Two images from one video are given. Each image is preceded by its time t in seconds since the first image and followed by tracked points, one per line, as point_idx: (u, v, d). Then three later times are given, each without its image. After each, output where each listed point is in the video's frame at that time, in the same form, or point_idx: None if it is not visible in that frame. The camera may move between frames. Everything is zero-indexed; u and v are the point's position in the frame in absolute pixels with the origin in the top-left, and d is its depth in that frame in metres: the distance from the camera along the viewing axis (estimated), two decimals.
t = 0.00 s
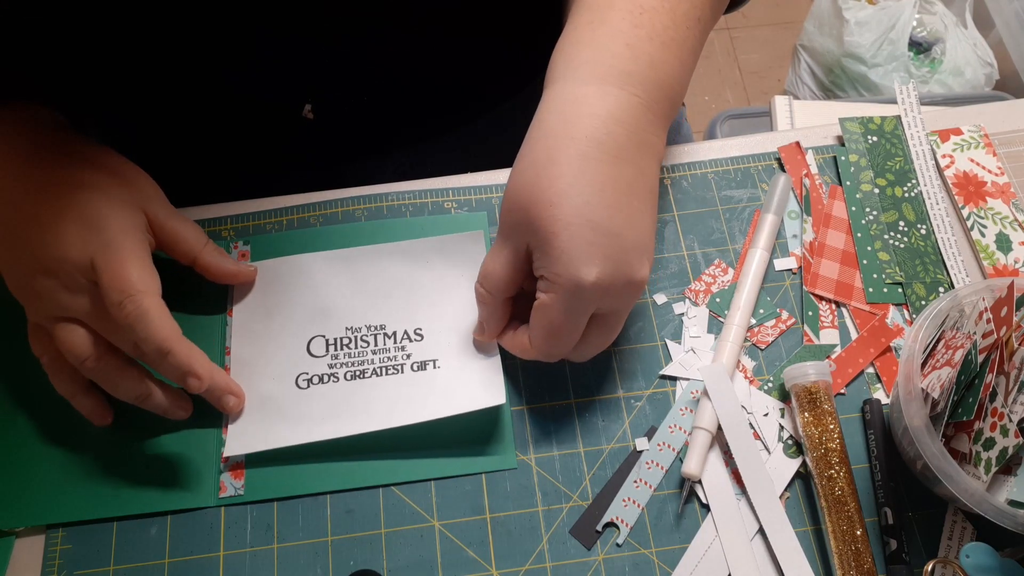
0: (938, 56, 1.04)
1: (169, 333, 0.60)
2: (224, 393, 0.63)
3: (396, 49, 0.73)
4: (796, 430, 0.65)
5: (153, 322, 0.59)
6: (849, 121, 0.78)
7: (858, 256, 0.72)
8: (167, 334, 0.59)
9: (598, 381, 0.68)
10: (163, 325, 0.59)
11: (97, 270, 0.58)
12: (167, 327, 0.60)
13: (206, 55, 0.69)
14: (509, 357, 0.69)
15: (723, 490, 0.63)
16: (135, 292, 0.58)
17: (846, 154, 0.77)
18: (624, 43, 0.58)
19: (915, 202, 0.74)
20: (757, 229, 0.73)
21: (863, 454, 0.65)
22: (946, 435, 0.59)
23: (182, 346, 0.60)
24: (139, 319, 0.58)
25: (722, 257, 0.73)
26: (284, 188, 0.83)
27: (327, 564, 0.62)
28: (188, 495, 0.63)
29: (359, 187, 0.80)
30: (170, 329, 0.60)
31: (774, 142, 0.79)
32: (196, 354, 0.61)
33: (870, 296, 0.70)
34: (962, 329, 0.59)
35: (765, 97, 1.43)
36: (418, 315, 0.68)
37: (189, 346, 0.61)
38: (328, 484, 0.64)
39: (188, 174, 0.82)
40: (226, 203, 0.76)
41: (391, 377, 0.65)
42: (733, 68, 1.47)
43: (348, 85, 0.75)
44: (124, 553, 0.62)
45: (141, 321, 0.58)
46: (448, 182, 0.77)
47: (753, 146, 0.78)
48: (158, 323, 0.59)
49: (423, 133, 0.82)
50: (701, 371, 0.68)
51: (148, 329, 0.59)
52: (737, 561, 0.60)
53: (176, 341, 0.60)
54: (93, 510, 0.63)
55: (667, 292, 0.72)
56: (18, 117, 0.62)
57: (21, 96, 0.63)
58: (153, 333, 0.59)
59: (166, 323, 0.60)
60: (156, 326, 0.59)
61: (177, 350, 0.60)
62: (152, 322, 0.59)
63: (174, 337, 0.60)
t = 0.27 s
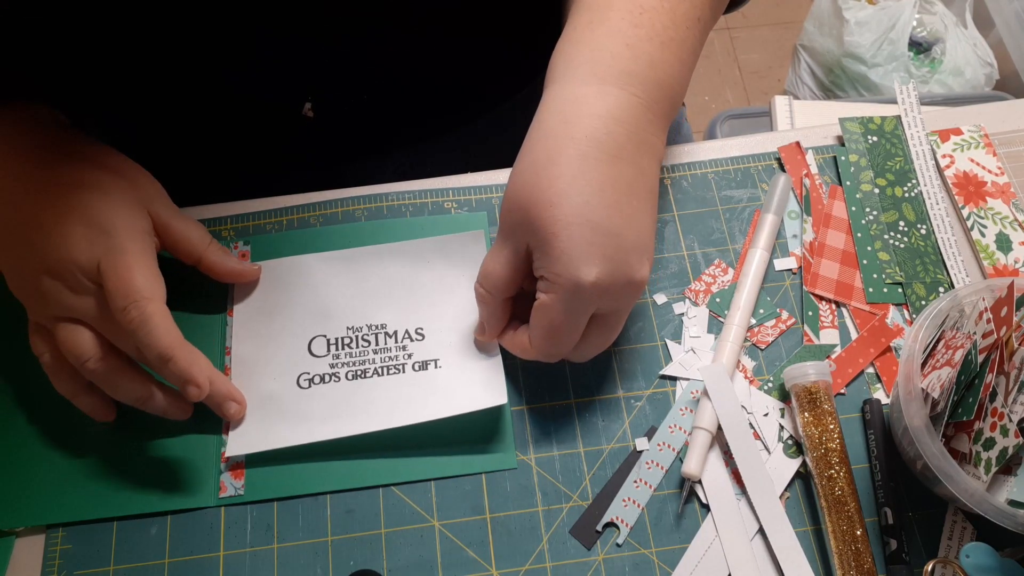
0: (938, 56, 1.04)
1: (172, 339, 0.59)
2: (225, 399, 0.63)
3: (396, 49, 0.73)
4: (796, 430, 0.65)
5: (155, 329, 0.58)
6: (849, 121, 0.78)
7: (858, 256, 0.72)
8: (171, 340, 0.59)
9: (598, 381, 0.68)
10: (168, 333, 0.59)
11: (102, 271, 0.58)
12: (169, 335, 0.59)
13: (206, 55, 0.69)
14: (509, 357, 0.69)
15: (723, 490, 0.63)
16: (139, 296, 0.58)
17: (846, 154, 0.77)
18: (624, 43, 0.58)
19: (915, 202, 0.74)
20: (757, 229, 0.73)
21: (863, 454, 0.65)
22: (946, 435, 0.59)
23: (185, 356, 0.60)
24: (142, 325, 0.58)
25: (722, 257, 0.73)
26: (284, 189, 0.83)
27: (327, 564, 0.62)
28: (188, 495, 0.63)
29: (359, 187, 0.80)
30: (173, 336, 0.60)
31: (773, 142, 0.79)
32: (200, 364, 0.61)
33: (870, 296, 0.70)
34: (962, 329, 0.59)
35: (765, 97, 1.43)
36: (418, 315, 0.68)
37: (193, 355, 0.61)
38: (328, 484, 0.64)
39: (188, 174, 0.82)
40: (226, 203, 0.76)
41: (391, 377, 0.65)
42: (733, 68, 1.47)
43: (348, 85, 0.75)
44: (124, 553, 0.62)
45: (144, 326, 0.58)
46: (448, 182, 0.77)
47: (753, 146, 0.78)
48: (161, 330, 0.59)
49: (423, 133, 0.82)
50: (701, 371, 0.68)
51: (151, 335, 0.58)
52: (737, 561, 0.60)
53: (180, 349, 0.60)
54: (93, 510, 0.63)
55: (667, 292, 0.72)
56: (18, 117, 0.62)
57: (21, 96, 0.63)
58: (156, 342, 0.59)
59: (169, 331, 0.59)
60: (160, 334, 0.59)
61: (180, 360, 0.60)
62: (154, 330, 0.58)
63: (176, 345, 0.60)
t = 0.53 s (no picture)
0: (938, 56, 1.04)
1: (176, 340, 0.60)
2: (227, 400, 0.63)
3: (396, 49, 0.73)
4: (796, 430, 0.65)
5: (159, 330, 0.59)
6: (849, 121, 0.78)
7: (858, 256, 0.72)
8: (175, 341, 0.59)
9: (598, 381, 0.68)
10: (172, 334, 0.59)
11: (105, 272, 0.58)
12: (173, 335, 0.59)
13: (205, 55, 0.69)
14: (509, 357, 0.69)
15: (723, 490, 0.63)
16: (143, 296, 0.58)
17: (846, 154, 0.77)
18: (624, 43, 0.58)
19: (915, 202, 0.74)
20: (757, 229, 0.73)
21: (863, 454, 0.65)
22: (946, 435, 0.59)
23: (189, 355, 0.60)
24: (146, 326, 0.58)
25: (722, 257, 0.73)
26: (284, 188, 0.83)
27: (327, 564, 0.62)
28: (187, 496, 0.63)
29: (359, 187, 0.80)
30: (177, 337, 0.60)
31: (773, 142, 0.79)
32: (204, 363, 0.61)
33: (870, 296, 0.70)
34: (962, 329, 0.59)
35: (765, 97, 1.43)
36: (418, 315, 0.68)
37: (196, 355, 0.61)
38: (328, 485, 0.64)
39: (188, 174, 0.82)
40: (226, 203, 0.76)
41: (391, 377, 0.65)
42: (733, 68, 1.47)
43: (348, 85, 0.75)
44: (124, 553, 0.62)
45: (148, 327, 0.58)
46: (448, 182, 0.77)
47: (753, 146, 0.78)
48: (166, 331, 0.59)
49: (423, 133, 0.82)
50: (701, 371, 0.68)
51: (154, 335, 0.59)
52: (737, 561, 0.60)
53: (184, 349, 0.60)
54: (93, 510, 0.63)
55: (667, 292, 0.72)
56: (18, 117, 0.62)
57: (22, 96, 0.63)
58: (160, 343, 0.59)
59: (172, 331, 0.59)
60: (164, 334, 0.59)
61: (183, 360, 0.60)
62: (158, 331, 0.59)
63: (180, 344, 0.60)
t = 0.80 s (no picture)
0: (938, 56, 1.04)
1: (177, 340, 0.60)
2: (228, 400, 0.63)
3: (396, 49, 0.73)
4: (796, 430, 0.65)
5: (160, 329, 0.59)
6: (849, 121, 0.78)
7: (858, 256, 0.72)
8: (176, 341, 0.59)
9: (598, 381, 0.68)
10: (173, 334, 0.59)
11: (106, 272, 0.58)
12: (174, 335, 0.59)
13: (206, 55, 0.69)
14: (509, 357, 0.69)
15: (723, 490, 0.63)
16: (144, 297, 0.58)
17: (846, 154, 0.77)
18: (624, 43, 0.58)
19: (915, 202, 0.74)
20: (758, 229, 0.73)
21: (863, 454, 0.65)
22: (946, 435, 0.59)
23: (190, 355, 0.60)
24: (148, 326, 0.58)
25: (722, 257, 0.73)
26: (284, 188, 0.83)
27: (327, 564, 0.62)
28: (187, 496, 0.63)
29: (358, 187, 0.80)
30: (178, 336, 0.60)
31: (774, 142, 0.79)
32: (205, 364, 0.61)
33: (869, 296, 0.70)
34: (962, 329, 0.59)
35: (765, 97, 1.43)
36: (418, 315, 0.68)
37: (197, 355, 0.61)
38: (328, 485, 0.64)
39: (188, 174, 0.82)
40: (226, 203, 0.76)
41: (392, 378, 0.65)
42: (733, 68, 1.47)
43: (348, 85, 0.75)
44: (124, 553, 0.62)
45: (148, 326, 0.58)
46: (448, 182, 0.77)
47: (753, 146, 0.78)
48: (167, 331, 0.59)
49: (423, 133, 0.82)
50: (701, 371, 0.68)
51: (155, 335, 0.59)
52: (736, 561, 0.60)
53: (186, 349, 0.60)
54: (93, 510, 0.63)
55: (667, 292, 0.72)
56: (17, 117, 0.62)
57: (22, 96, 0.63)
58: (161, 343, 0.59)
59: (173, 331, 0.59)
60: (165, 334, 0.59)
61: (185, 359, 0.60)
62: (160, 330, 0.59)
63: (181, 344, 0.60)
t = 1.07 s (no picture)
0: (938, 56, 1.04)
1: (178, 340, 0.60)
2: (228, 400, 0.63)
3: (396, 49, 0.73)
4: (796, 430, 0.65)
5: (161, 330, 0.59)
6: (849, 121, 0.78)
7: (858, 256, 0.72)
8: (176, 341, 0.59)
9: (598, 381, 0.68)
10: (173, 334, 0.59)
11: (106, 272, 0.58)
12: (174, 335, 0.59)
13: (206, 55, 0.69)
14: (509, 357, 0.69)
15: (723, 490, 0.63)
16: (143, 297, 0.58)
17: (846, 154, 0.77)
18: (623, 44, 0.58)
19: (915, 202, 0.74)
20: (758, 229, 0.73)
21: (863, 454, 0.65)
22: (946, 435, 0.59)
23: (190, 355, 0.60)
24: (148, 326, 0.58)
25: (722, 257, 0.73)
26: (284, 189, 0.83)
27: (327, 565, 0.62)
28: (187, 496, 0.63)
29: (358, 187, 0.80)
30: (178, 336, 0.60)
31: (773, 142, 0.79)
32: (206, 363, 0.61)
33: (869, 296, 0.70)
34: (962, 329, 0.59)
35: (765, 97, 1.43)
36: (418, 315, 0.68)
37: (198, 355, 0.61)
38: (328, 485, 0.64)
39: (188, 174, 0.82)
40: (226, 203, 0.76)
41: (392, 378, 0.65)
42: (733, 68, 1.47)
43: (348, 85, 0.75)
44: (124, 553, 0.62)
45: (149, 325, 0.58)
46: (448, 182, 0.77)
47: (753, 146, 0.78)
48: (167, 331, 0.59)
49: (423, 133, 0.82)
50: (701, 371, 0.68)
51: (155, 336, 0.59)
52: (736, 561, 0.60)
53: (186, 349, 0.60)
54: (92, 510, 0.63)
55: (667, 292, 0.72)
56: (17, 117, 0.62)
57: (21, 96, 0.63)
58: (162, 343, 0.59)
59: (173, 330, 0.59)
60: (165, 334, 0.59)
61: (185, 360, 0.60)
62: (160, 331, 0.59)
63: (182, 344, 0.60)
